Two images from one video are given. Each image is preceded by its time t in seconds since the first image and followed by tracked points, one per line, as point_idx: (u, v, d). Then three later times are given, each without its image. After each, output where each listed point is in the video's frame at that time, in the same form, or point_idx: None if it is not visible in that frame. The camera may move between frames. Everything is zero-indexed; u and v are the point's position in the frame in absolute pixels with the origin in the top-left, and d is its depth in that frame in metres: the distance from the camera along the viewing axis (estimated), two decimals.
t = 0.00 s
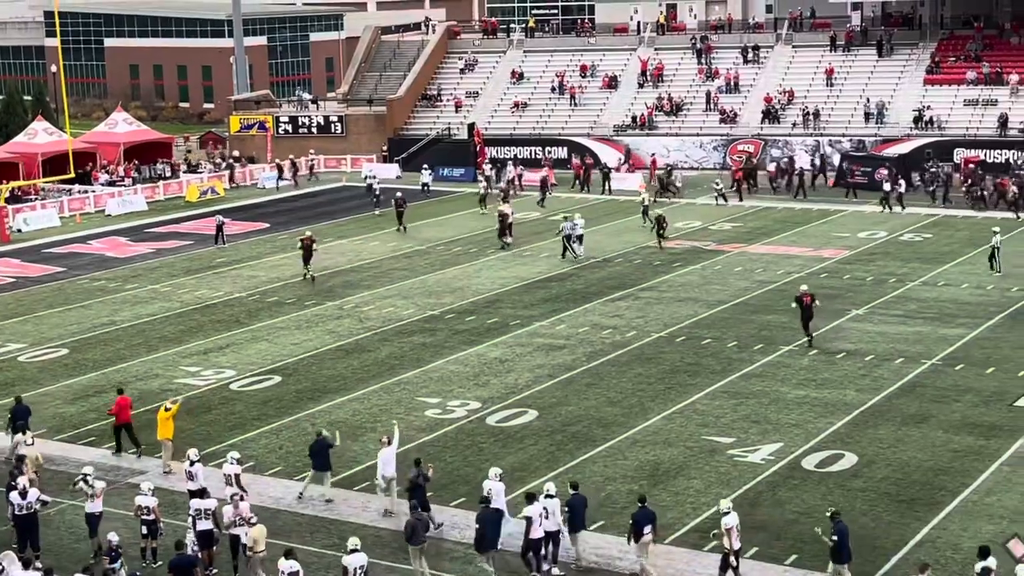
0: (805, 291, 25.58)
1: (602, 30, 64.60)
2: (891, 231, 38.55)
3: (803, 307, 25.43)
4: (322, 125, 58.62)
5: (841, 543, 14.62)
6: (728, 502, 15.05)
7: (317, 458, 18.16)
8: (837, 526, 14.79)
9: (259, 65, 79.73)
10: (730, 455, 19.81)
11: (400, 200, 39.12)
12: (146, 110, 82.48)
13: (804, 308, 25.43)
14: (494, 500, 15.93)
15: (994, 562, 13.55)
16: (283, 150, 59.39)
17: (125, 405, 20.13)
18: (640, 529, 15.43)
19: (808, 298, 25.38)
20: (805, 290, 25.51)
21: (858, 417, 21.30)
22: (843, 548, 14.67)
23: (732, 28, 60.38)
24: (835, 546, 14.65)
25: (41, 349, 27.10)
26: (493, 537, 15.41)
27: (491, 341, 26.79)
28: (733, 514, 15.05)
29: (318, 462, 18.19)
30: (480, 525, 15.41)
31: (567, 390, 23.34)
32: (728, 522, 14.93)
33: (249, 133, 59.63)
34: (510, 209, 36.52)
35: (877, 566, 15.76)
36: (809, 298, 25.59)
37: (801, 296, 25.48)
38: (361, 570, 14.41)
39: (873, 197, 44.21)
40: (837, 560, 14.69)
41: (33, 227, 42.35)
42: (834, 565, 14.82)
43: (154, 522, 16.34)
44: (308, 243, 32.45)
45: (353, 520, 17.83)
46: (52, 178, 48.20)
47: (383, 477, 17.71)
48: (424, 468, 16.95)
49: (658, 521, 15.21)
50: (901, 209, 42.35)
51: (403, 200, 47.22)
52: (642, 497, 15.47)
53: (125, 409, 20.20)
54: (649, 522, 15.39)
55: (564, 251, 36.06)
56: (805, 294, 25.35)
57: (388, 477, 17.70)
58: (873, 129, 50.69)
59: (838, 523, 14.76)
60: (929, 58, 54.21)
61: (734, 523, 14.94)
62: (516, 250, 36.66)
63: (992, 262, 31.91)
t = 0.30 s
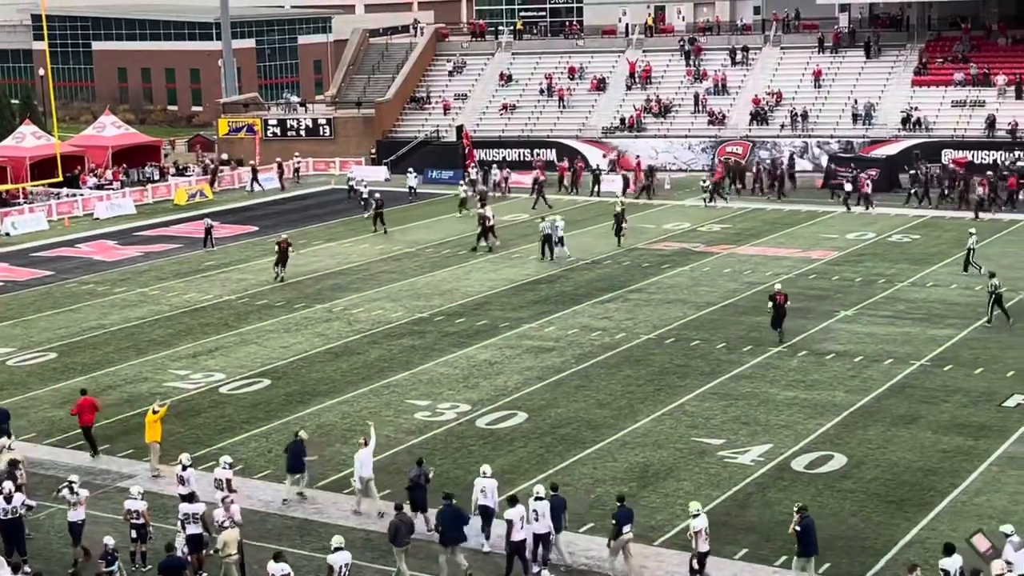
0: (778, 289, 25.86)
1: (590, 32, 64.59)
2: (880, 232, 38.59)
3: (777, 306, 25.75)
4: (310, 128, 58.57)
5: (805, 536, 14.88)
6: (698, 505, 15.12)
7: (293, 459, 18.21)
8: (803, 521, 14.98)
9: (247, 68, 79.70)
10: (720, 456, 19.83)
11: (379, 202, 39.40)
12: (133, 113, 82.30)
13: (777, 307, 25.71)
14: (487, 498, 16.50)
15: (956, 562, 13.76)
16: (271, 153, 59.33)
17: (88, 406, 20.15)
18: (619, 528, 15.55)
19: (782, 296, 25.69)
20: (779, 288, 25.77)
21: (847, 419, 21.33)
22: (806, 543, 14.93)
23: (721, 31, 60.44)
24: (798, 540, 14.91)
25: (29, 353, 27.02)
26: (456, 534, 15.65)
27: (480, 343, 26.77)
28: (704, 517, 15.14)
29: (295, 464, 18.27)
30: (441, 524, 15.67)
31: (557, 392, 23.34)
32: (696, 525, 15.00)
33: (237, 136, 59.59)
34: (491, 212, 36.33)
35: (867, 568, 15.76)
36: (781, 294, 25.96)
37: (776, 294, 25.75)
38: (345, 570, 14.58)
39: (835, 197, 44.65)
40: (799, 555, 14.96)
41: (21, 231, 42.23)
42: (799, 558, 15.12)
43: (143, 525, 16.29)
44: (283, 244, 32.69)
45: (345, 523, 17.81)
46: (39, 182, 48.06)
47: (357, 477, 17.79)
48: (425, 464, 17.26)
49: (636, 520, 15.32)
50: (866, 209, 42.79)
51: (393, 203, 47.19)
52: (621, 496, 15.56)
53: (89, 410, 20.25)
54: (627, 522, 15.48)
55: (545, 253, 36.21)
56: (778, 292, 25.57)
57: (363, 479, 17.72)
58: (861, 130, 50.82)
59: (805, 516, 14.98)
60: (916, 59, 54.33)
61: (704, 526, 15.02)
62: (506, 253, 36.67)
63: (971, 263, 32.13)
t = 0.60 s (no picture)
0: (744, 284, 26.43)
1: (572, 33, 64.59)
2: (861, 232, 38.70)
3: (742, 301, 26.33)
4: (293, 129, 58.49)
5: (764, 534, 14.92)
6: (661, 505, 15.15)
7: (274, 458, 18.29)
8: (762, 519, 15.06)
9: (229, 69, 79.62)
10: (703, 456, 19.88)
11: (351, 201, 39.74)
12: (115, 115, 82.04)
13: (743, 303, 26.24)
14: (471, 494, 16.70)
15: (916, 555, 13.87)
16: (253, 155, 59.20)
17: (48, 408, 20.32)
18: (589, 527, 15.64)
19: (750, 292, 26.37)
20: (744, 283, 26.37)
21: (829, 419, 21.39)
22: (764, 541, 14.98)
23: (702, 31, 60.53)
24: (756, 538, 14.98)
25: (10, 357, 26.92)
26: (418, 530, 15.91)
27: (464, 344, 26.78)
28: (667, 517, 15.16)
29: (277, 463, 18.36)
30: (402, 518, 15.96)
31: (540, 393, 23.36)
32: (658, 525, 15.03)
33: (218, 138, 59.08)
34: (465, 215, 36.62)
35: (848, 567, 15.80)
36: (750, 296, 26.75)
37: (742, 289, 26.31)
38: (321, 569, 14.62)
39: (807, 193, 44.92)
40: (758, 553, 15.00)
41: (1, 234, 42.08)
42: (757, 558, 15.15)
43: (126, 529, 16.24)
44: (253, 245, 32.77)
45: (330, 525, 17.79)
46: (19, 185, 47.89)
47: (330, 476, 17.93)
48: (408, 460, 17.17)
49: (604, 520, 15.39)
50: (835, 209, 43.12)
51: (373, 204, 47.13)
52: (590, 496, 15.60)
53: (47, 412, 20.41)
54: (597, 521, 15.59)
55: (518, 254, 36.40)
56: (744, 287, 26.15)
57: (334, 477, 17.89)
58: (842, 131, 51.00)
59: (764, 515, 15.04)
60: (897, 60, 54.53)
61: (666, 527, 15.02)
62: (489, 254, 36.68)
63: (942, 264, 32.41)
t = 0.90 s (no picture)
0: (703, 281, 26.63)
1: (546, 34, 64.62)
2: (833, 232, 38.86)
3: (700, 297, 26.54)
4: (265, 131, 58.31)
5: (714, 530, 15.13)
6: (615, 503, 15.25)
7: (246, 457, 18.47)
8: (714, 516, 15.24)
9: (201, 70, 79.33)
10: (677, 455, 19.95)
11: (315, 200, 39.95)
12: (87, 116, 81.61)
13: (702, 298, 26.44)
14: (446, 489, 16.96)
15: (867, 552, 14.13)
16: (226, 155, 58.97)
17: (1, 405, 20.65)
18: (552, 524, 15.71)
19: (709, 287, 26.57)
20: (704, 280, 26.58)
21: (802, 417, 21.49)
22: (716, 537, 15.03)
23: (675, 32, 60.67)
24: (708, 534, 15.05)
25: None
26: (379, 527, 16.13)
27: (438, 345, 26.78)
28: (619, 515, 15.28)
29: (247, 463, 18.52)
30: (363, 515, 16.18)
31: (515, 394, 23.39)
32: (612, 523, 15.15)
33: (191, 139, 59.12)
34: (433, 217, 36.94)
35: (821, 565, 15.90)
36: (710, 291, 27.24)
37: (701, 285, 26.55)
38: (285, 568, 14.66)
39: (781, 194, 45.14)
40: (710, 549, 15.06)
41: None
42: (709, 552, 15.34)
43: (99, 532, 16.16)
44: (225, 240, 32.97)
45: (305, 526, 17.78)
46: None
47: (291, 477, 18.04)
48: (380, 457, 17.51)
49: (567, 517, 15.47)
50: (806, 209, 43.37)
51: (347, 206, 47.08)
52: (552, 492, 15.71)
53: None
54: (559, 517, 15.63)
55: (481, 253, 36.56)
56: (704, 282, 26.34)
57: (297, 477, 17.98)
58: (814, 131, 51.27)
59: (714, 512, 15.24)
60: (868, 60, 54.85)
61: (619, 524, 15.16)
62: (463, 255, 36.69)
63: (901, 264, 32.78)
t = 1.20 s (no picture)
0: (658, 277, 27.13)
1: (512, 35, 64.62)
2: (799, 232, 39.00)
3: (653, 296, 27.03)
4: (231, 131, 58.15)
5: (662, 528, 15.37)
6: (562, 502, 15.33)
7: (214, 454, 18.45)
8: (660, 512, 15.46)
9: (166, 71, 78.92)
10: (644, 455, 19.99)
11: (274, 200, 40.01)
12: (50, 117, 81.02)
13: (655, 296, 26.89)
14: (413, 485, 17.03)
15: (809, 544, 14.59)
16: (191, 156, 58.78)
17: None
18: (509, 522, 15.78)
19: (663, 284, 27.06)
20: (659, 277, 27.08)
21: (769, 416, 21.59)
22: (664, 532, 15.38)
23: (641, 33, 60.80)
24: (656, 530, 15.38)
25: None
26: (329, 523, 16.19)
27: (405, 346, 26.74)
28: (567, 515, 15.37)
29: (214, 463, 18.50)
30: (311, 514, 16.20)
31: (483, 394, 23.38)
32: (559, 522, 15.25)
33: (156, 140, 59.14)
34: (392, 216, 36.94)
35: (786, 564, 15.99)
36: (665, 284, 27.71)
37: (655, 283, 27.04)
38: (244, 567, 14.63)
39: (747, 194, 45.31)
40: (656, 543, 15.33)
41: None
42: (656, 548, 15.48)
43: (63, 536, 16.05)
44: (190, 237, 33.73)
45: (271, 529, 17.72)
46: None
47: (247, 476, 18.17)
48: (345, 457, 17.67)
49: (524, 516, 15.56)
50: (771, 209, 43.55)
51: (313, 207, 46.93)
52: (509, 492, 15.78)
53: None
54: (516, 516, 15.72)
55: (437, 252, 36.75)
56: (656, 281, 26.84)
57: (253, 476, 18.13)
58: (779, 131, 51.52)
59: (662, 507, 15.48)
60: (833, 60, 55.17)
61: (566, 524, 15.25)
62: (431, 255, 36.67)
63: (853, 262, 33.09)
